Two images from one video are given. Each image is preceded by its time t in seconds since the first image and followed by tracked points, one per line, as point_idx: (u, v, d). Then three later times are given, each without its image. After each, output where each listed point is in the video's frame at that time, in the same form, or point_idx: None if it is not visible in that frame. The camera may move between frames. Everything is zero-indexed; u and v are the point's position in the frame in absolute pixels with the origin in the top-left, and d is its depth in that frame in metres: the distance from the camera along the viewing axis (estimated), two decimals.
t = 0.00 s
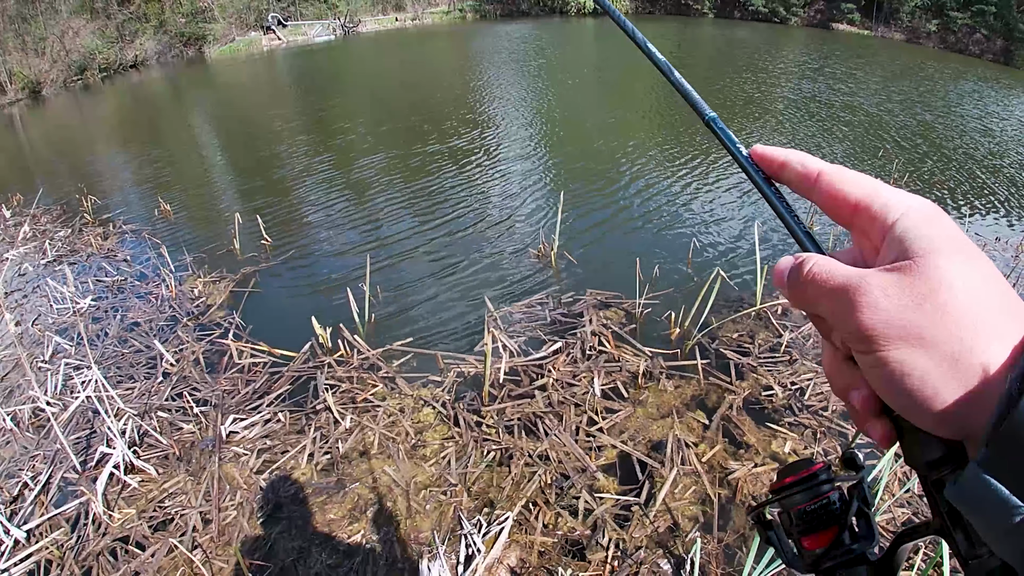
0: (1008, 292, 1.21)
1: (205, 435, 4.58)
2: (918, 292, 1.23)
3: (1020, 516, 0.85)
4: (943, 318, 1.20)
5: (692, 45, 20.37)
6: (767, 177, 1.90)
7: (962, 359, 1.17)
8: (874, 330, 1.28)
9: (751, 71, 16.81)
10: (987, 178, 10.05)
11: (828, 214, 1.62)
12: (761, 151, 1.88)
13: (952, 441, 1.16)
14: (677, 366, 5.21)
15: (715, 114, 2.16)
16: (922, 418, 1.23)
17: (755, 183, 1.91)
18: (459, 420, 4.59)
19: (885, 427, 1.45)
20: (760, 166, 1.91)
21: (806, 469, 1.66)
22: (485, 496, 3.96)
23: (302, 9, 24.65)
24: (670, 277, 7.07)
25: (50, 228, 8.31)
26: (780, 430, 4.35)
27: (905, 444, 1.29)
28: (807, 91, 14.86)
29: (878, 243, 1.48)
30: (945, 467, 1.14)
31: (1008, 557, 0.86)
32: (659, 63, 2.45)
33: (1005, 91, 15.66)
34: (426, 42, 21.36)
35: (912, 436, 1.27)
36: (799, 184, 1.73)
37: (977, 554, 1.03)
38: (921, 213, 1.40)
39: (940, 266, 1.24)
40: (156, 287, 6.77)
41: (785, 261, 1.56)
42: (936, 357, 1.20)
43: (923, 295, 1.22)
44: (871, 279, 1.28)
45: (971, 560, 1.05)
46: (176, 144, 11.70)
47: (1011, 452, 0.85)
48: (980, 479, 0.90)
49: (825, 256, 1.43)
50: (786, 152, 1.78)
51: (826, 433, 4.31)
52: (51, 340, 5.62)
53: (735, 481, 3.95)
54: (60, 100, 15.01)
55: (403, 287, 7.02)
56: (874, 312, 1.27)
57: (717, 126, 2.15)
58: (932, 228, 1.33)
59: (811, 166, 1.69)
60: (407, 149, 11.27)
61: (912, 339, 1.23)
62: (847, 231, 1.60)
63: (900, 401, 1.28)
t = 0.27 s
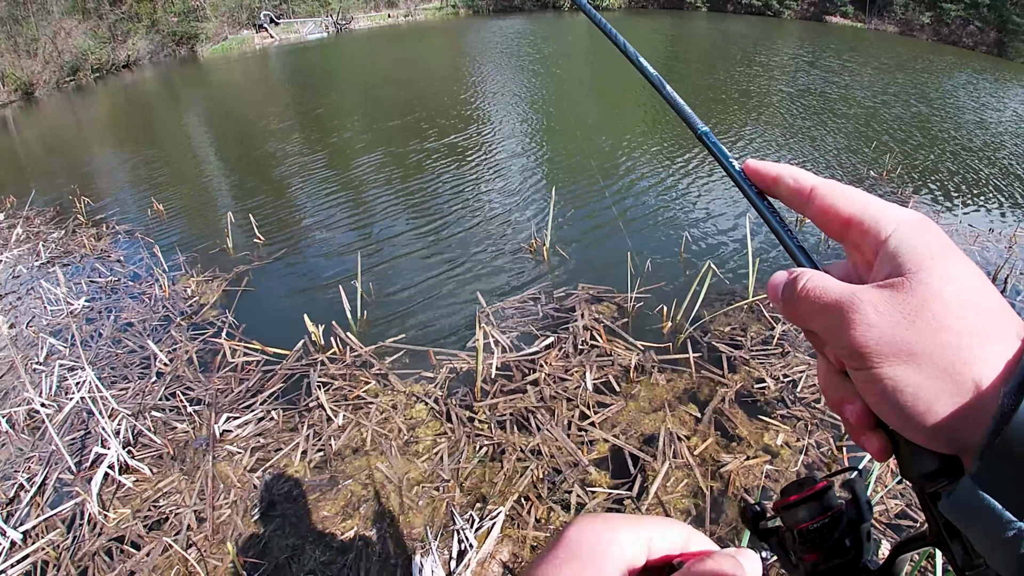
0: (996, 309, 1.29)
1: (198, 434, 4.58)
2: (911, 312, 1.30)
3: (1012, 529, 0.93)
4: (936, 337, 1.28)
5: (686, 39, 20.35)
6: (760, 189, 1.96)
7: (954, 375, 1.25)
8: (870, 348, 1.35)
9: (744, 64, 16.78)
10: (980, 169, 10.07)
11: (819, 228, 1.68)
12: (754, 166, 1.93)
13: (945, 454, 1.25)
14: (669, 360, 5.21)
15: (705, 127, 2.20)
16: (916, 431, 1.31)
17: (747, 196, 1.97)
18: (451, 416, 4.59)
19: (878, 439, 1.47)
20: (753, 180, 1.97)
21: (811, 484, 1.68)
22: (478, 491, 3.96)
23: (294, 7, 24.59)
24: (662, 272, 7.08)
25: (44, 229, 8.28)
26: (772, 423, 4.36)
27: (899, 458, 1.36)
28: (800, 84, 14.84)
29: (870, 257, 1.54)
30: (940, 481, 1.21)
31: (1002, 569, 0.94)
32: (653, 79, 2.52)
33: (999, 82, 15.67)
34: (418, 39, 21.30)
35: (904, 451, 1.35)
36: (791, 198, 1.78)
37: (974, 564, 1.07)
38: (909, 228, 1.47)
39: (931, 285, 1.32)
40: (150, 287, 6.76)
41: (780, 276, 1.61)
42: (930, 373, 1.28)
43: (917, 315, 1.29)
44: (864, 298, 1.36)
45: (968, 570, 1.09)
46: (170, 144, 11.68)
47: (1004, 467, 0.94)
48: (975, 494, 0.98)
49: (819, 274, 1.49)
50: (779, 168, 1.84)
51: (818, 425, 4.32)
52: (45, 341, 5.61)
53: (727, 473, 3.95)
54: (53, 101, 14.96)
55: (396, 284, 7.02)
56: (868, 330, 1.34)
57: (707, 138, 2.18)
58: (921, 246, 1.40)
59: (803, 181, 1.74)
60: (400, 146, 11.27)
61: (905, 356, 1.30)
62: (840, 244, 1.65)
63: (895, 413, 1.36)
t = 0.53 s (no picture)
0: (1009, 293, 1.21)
1: (188, 436, 4.57)
2: (919, 293, 1.22)
3: (1016, 517, 0.86)
4: (944, 320, 1.20)
5: (675, 33, 20.35)
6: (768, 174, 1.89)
7: (962, 360, 1.17)
8: (874, 330, 1.28)
9: (734, 58, 16.76)
10: (969, 160, 10.08)
11: (827, 211, 1.59)
12: (760, 149, 1.85)
13: (951, 442, 1.20)
14: (657, 354, 5.22)
15: (715, 111, 2.16)
16: (922, 419, 1.24)
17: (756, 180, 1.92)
18: (439, 413, 4.59)
19: (880, 424, 1.47)
20: (762, 164, 1.89)
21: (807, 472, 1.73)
22: (465, 488, 3.96)
23: (282, 6, 24.52)
24: (650, 267, 7.10)
25: (34, 234, 8.25)
26: (760, 416, 4.38)
27: (903, 447, 1.32)
28: (790, 77, 14.84)
29: (877, 242, 1.47)
30: (942, 468, 1.18)
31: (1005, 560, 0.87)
32: (662, 63, 2.45)
33: (988, 74, 15.71)
34: (408, 37, 21.24)
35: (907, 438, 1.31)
36: (798, 181, 1.70)
37: (973, 555, 1.06)
38: (919, 211, 1.38)
39: (939, 268, 1.24)
40: (139, 290, 6.74)
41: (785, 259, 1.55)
42: (935, 357, 1.21)
43: (924, 297, 1.21)
44: (872, 280, 1.28)
45: (968, 561, 1.07)
46: (160, 146, 11.63)
47: (1007, 455, 0.86)
48: (979, 482, 0.91)
49: (825, 255, 1.41)
50: (785, 150, 1.75)
51: (805, 417, 4.35)
52: (36, 346, 5.58)
53: (715, 467, 3.97)
54: (41, 105, 14.89)
55: (386, 282, 7.02)
56: (874, 311, 1.27)
57: (717, 122, 2.14)
58: (931, 228, 1.33)
59: (810, 163, 1.67)
60: (391, 144, 11.28)
61: (910, 340, 1.22)
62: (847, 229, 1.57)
63: (900, 399, 1.29)
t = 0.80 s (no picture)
0: (998, 304, 1.29)
1: (177, 441, 4.54)
2: (913, 304, 1.30)
3: (1012, 527, 0.95)
4: (938, 331, 1.28)
5: (661, 29, 20.36)
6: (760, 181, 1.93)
7: (956, 370, 1.26)
8: (871, 341, 1.35)
9: (721, 52, 16.77)
10: (955, 150, 10.13)
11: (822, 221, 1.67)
12: (754, 158, 1.89)
13: (945, 451, 1.26)
14: (643, 350, 5.23)
15: (708, 118, 2.15)
16: (917, 429, 1.32)
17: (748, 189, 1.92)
18: (425, 412, 4.59)
19: (877, 437, 1.53)
20: (753, 171, 1.92)
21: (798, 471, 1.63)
22: (452, 487, 3.96)
23: (268, 8, 24.41)
24: (637, 263, 7.11)
25: (21, 242, 8.19)
26: (746, 409, 4.40)
27: (898, 455, 1.38)
28: (776, 70, 14.86)
29: (872, 251, 1.54)
30: (937, 479, 1.24)
31: (1000, 566, 0.97)
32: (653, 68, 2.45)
33: (974, 64, 15.77)
34: (395, 37, 21.20)
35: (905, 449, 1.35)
36: (793, 191, 1.76)
37: (969, 562, 1.13)
38: (912, 223, 1.46)
39: (932, 280, 1.32)
40: (127, 296, 6.71)
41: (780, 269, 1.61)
42: (930, 368, 1.29)
43: (919, 309, 1.29)
44: (867, 290, 1.35)
45: (963, 568, 1.15)
46: (148, 151, 11.58)
47: (1005, 462, 0.97)
48: (975, 492, 1.01)
49: (820, 265, 1.48)
50: (781, 159, 1.80)
51: (792, 409, 4.38)
52: (24, 354, 5.54)
53: (701, 461, 3.98)
54: (27, 112, 14.80)
55: (373, 284, 7.02)
56: (870, 323, 1.34)
57: (710, 130, 2.13)
58: (925, 241, 1.40)
59: (806, 173, 1.72)
60: (377, 145, 11.28)
61: (905, 350, 1.30)
62: (843, 238, 1.64)
63: (896, 408, 1.37)
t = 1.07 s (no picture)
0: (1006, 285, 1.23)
1: (169, 445, 4.53)
2: (918, 287, 1.25)
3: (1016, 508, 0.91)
4: (942, 313, 1.22)
5: (650, 26, 20.39)
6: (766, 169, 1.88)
7: (962, 353, 1.20)
8: (874, 324, 1.30)
9: (709, 49, 16.79)
10: (944, 142, 10.17)
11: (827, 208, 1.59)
12: (761, 145, 1.85)
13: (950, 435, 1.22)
14: (634, 346, 5.24)
15: (714, 106, 2.14)
16: (922, 412, 1.27)
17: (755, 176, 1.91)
18: (417, 413, 4.59)
19: (880, 419, 1.49)
20: (761, 160, 1.88)
21: (804, 458, 1.74)
22: (445, 487, 3.96)
23: (256, 11, 24.30)
24: (627, 260, 7.12)
25: (12, 250, 8.13)
26: (737, 404, 4.41)
27: (905, 441, 1.34)
28: (765, 66, 14.89)
29: (876, 235, 1.46)
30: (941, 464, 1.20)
31: (1004, 552, 0.93)
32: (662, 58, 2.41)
33: (960, 57, 15.86)
34: (384, 38, 21.16)
35: (911, 432, 1.32)
36: (797, 176, 1.70)
37: (971, 547, 1.09)
38: (916, 204, 1.39)
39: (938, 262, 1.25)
40: (118, 302, 6.69)
41: (784, 254, 1.55)
42: (935, 351, 1.23)
43: (922, 291, 1.24)
44: (871, 274, 1.29)
45: (966, 553, 1.11)
46: (139, 156, 11.53)
47: (1004, 445, 0.93)
48: (978, 475, 0.97)
49: (824, 249, 1.42)
50: (786, 145, 1.75)
51: (783, 403, 4.39)
52: (15, 362, 5.50)
53: (693, 456, 3.99)
54: (15, 119, 14.70)
55: (364, 285, 7.02)
56: (873, 305, 1.28)
57: (716, 118, 2.13)
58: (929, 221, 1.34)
59: (810, 158, 1.66)
60: (367, 146, 11.27)
61: (911, 333, 1.25)
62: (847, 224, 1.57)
63: (900, 392, 1.32)
